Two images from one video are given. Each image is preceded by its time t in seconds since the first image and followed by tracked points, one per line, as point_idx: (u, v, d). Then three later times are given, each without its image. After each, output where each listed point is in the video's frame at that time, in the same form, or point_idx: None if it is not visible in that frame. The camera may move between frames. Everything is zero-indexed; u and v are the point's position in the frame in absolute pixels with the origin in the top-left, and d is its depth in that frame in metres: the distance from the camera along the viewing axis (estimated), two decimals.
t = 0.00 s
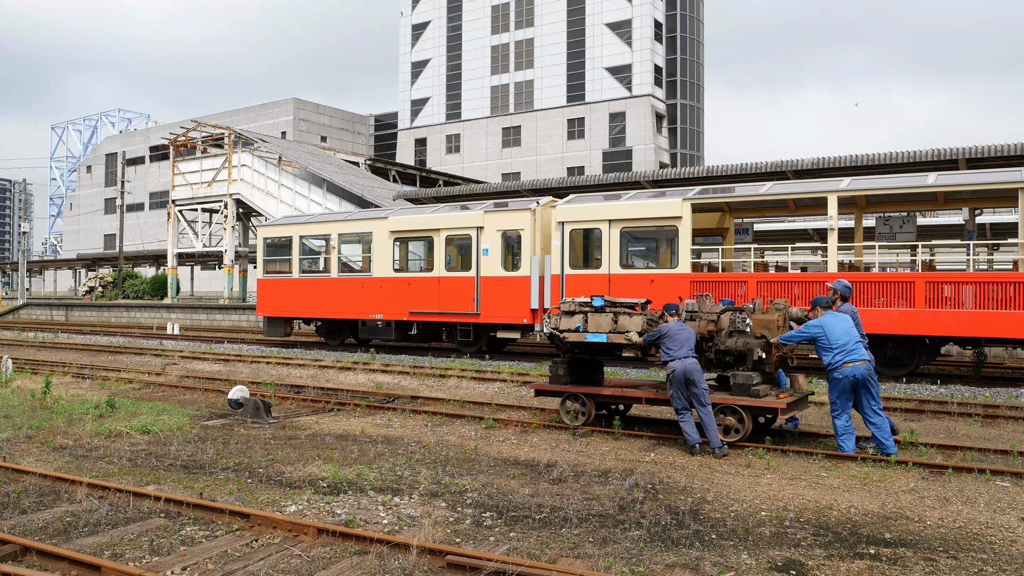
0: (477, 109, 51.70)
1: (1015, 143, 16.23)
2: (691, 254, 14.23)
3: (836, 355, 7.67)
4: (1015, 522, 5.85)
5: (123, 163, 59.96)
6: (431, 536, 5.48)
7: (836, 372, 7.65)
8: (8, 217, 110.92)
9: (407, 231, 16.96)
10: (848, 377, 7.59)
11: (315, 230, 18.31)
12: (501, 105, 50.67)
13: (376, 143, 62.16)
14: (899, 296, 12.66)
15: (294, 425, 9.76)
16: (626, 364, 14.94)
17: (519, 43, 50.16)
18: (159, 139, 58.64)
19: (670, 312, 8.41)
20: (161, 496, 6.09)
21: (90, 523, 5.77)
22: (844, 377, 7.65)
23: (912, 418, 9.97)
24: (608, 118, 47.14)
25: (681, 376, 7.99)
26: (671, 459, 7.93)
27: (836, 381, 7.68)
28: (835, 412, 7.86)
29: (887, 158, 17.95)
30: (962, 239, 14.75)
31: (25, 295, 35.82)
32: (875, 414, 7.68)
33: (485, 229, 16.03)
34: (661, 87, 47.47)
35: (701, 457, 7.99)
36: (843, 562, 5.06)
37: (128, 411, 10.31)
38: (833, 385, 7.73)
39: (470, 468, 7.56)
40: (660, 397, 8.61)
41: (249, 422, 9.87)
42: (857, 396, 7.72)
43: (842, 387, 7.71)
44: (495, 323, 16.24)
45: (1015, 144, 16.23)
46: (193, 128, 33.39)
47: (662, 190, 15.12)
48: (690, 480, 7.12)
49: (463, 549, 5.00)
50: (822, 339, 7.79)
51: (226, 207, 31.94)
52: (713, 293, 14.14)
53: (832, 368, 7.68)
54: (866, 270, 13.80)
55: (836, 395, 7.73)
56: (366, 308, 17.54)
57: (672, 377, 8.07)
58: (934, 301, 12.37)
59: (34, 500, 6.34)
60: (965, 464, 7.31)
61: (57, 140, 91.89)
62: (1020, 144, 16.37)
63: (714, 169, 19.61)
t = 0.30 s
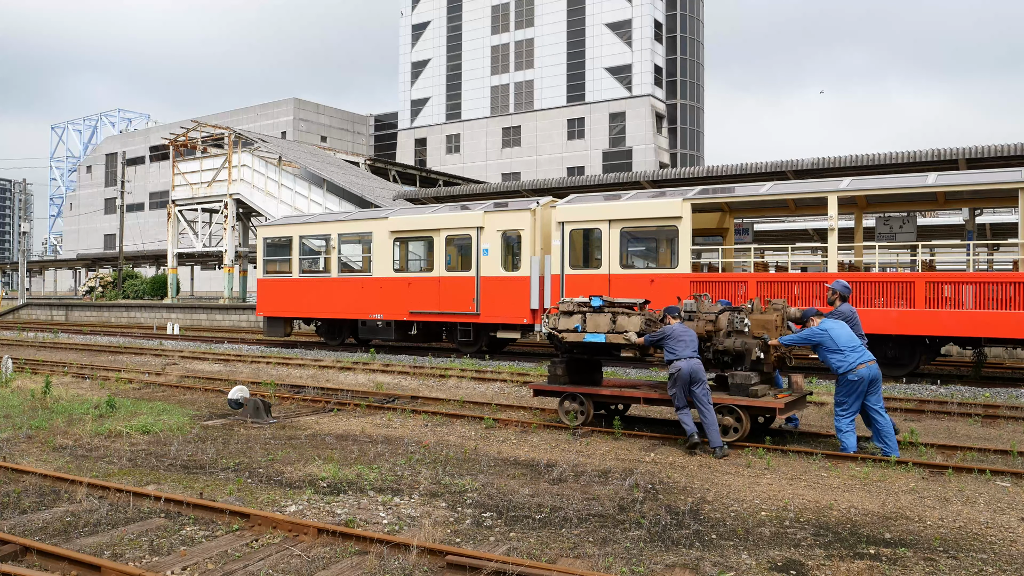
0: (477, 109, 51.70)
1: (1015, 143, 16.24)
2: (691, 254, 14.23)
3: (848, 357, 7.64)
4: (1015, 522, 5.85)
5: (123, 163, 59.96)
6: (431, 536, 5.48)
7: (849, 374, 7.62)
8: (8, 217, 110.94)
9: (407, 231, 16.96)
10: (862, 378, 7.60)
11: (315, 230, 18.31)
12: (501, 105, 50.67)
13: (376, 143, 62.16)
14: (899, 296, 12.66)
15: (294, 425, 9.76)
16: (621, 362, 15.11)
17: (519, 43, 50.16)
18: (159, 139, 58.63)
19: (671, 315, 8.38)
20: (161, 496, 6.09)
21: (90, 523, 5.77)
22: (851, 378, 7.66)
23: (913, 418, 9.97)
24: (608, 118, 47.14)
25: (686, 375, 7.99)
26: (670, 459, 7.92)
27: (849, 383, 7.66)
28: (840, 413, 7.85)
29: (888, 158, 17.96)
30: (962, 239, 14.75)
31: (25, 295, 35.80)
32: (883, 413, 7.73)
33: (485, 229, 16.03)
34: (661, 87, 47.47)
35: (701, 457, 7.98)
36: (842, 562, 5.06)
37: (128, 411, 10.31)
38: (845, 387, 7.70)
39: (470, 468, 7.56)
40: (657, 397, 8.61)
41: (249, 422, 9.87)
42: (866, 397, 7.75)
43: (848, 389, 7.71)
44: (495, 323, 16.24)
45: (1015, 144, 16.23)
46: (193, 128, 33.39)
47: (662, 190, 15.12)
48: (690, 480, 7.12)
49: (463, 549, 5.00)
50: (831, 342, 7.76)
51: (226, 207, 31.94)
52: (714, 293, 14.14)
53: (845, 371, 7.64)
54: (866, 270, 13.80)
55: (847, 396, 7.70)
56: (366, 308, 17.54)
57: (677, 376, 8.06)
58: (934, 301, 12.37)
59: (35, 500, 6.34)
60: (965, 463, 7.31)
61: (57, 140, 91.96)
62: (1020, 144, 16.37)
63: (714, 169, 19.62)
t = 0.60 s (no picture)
0: (478, 109, 51.71)
1: (1015, 143, 16.24)
2: (691, 254, 14.23)
3: (849, 356, 7.69)
4: (1016, 522, 5.85)
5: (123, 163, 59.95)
6: (431, 536, 5.48)
7: (850, 374, 7.64)
8: (8, 217, 110.95)
9: (407, 231, 16.96)
10: (863, 377, 7.62)
11: (315, 230, 18.31)
12: (501, 105, 50.67)
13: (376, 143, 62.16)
14: (899, 296, 12.66)
15: (294, 425, 9.75)
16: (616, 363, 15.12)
17: (519, 43, 50.16)
18: (159, 139, 58.64)
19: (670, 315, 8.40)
20: (160, 496, 6.09)
21: (90, 523, 5.77)
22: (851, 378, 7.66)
23: (912, 418, 9.96)
24: (608, 118, 47.14)
25: (686, 374, 7.97)
26: (670, 459, 7.92)
27: (850, 383, 7.67)
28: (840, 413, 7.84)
29: (888, 157, 17.95)
30: (962, 239, 14.76)
31: (25, 295, 35.79)
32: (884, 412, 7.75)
33: (485, 229, 16.04)
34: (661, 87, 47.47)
35: (701, 457, 7.99)
36: (843, 562, 5.06)
37: (128, 411, 10.31)
38: (846, 386, 7.71)
39: (470, 468, 7.56)
40: (653, 397, 8.62)
41: (249, 422, 9.87)
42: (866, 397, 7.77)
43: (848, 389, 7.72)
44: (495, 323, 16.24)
45: (1015, 144, 16.24)
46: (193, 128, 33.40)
47: (662, 190, 15.12)
48: (689, 480, 7.12)
49: (463, 549, 5.00)
50: (830, 342, 7.78)
51: (226, 207, 31.95)
52: (713, 293, 14.14)
53: (846, 370, 7.66)
54: (866, 270, 13.80)
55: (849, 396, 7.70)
56: (366, 308, 17.54)
57: (677, 375, 8.02)
58: (934, 301, 12.37)
59: (34, 500, 6.33)
60: (965, 464, 7.31)
61: (57, 140, 92.03)
62: (1020, 144, 16.37)
63: (714, 169, 19.62)
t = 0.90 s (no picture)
0: (478, 109, 51.70)
1: (1015, 143, 16.24)
2: (691, 254, 14.23)
3: (844, 357, 7.74)
4: (1016, 522, 5.85)
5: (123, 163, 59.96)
6: (431, 536, 5.48)
7: (847, 374, 7.68)
8: (8, 217, 111.02)
9: (407, 231, 16.96)
10: (858, 377, 7.67)
11: (315, 230, 18.31)
12: (501, 105, 50.67)
13: (376, 143, 62.15)
14: (899, 296, 12.66)
15: (294, 425, 9.76)
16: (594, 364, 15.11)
17: (519, 43, 50.16)
18: (159, 139, 58.63)
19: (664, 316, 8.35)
20: (160, 496, 6.09)
21: (90, 523, 5.77)
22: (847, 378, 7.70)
23: (912, 418, 9.96)
24: (608, 118, 47.14)
25: (684, 376, 7.97)
26: (670, 459, 7.92)
27: (845, 383, 7.71)
28: (834, 412, 7.86)
29: (888, 157, 17.96)
30: (962, 239, 14.76)
31: (25, 295, 35.78)
32: (879, 413, 7.81)
33: (485, 229, 16.04)
34: (661, 87, 47.46)
35: (701, 457, 7.98)
36: (843, 562, 5.06)
37: (128, 411, 10.31)
38: (842, 387, 7.74)
39: (470, 468, 7.56)
40: (649, 397, 8.62)
41: (249, 422, 9.87)
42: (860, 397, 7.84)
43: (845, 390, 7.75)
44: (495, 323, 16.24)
45: (1015, 144, 16.24)
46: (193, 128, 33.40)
47: (662, 190, 15.12)
48: (690, 480, 7.12)
49: (463, 549, 5.00)
50: (827, 344, 7.84)
51: (226, 207, 31.95)
52: (713, 293, 14.14)
53: (842, 371, 7.71)
54: (866, 270, 13.79)
55: (845, 395, 7.75)
56: (366, 308, 17.54)
57: (676, 376, 8.02)
58: (934, 301, 12.37)
59: (34, 500, 6.34)
60: (966, 464, 7.31)
61: (57, 140, 92.09)
62: (1020, 144, 16.37)
63: (714, 169, 19.63)
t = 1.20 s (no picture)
0: (477, 109, 51.71)
1: (1015, 143, 16.24)
2: (691, 254, 14.22)
3: (835, 361, 7.78)
4: (1015, 522, 5.85)
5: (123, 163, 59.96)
6: (431, 536, 5.48)
7: (840, 378, 7.73)
8: (8, 217, 111.06)
9: (407, 231, 16.96)
10: (850, 381, 7.71)
11: (315, 230, 18.31)
12: (502, 105, 50.68)
13: (376, 143, 62.15)
14: (899, 296, 12.66)
15: (294, 425, 9.76)
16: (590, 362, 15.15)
17: (519, 43, 50.16)
18: (159, 139, 58.64)
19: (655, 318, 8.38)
20: (160, 496, 6.09)
21: (90, 523, 5.77)
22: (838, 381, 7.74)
23: (913, 418, 9.96)
24: (608, 118, 47.13)
25: (680, 377, 7.97)
26: (670, 459, 7.92)
27: (838, 386, 7.75)
28: (829, 416, 7.91)
29: (888, 157, 17.97)
30: (963, 239, 14.76)
31: (25, 295, 35.76)
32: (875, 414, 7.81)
33: (485, 229, 16.04)
34: (661, 87, 47.45)
35: (701, 457, 7.98)
36: (843, 562, 5.06)
37: (128, 411, 10.31)
38: (835, 390, 7.77)
39: (470, 468, 7.56)
40: (642, 397, 8.66)
41: (249, 422, 9.87)
42: (854, 399, 7.88)
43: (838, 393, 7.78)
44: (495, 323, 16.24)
45: (1015, 144, 16.24)
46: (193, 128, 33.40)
47: (662, 190, 15.12)
48: (690, 480, 7.12)
49: (462, 549, 5.00)
50: (818, 347, 7.87)
51: (226, 207, 31.94)
52: (713, 293, 14.12)
53: (834, 374, 7.75)
54: (866, 270, 13.79)
55: (838, 399, 7.81)
56: (366, 308, 17.54)
57: (671, 378, 8.01)
58: (935, 301, 12.36)
59: (34, 500, 6.34)
60: (965, 464, 7.31)
61: (57, 141, 92.12)
62: (1020, 144, 16.37)
63: (714, 169, 19.63)
